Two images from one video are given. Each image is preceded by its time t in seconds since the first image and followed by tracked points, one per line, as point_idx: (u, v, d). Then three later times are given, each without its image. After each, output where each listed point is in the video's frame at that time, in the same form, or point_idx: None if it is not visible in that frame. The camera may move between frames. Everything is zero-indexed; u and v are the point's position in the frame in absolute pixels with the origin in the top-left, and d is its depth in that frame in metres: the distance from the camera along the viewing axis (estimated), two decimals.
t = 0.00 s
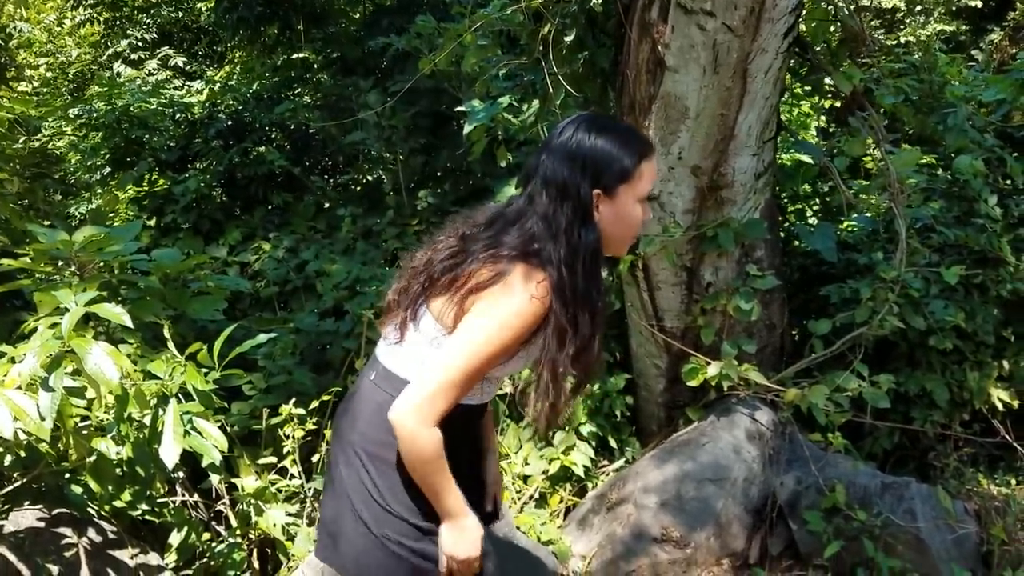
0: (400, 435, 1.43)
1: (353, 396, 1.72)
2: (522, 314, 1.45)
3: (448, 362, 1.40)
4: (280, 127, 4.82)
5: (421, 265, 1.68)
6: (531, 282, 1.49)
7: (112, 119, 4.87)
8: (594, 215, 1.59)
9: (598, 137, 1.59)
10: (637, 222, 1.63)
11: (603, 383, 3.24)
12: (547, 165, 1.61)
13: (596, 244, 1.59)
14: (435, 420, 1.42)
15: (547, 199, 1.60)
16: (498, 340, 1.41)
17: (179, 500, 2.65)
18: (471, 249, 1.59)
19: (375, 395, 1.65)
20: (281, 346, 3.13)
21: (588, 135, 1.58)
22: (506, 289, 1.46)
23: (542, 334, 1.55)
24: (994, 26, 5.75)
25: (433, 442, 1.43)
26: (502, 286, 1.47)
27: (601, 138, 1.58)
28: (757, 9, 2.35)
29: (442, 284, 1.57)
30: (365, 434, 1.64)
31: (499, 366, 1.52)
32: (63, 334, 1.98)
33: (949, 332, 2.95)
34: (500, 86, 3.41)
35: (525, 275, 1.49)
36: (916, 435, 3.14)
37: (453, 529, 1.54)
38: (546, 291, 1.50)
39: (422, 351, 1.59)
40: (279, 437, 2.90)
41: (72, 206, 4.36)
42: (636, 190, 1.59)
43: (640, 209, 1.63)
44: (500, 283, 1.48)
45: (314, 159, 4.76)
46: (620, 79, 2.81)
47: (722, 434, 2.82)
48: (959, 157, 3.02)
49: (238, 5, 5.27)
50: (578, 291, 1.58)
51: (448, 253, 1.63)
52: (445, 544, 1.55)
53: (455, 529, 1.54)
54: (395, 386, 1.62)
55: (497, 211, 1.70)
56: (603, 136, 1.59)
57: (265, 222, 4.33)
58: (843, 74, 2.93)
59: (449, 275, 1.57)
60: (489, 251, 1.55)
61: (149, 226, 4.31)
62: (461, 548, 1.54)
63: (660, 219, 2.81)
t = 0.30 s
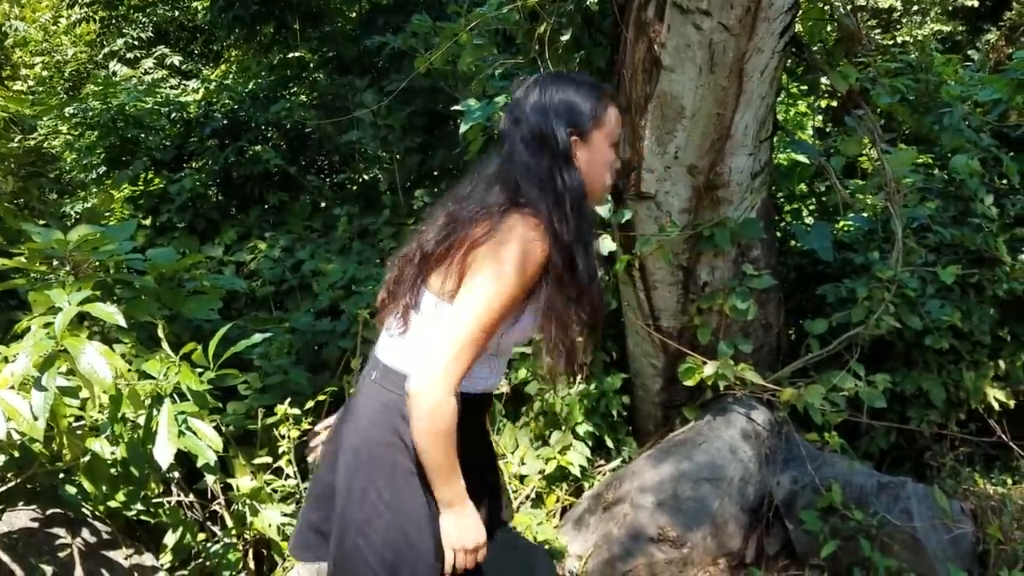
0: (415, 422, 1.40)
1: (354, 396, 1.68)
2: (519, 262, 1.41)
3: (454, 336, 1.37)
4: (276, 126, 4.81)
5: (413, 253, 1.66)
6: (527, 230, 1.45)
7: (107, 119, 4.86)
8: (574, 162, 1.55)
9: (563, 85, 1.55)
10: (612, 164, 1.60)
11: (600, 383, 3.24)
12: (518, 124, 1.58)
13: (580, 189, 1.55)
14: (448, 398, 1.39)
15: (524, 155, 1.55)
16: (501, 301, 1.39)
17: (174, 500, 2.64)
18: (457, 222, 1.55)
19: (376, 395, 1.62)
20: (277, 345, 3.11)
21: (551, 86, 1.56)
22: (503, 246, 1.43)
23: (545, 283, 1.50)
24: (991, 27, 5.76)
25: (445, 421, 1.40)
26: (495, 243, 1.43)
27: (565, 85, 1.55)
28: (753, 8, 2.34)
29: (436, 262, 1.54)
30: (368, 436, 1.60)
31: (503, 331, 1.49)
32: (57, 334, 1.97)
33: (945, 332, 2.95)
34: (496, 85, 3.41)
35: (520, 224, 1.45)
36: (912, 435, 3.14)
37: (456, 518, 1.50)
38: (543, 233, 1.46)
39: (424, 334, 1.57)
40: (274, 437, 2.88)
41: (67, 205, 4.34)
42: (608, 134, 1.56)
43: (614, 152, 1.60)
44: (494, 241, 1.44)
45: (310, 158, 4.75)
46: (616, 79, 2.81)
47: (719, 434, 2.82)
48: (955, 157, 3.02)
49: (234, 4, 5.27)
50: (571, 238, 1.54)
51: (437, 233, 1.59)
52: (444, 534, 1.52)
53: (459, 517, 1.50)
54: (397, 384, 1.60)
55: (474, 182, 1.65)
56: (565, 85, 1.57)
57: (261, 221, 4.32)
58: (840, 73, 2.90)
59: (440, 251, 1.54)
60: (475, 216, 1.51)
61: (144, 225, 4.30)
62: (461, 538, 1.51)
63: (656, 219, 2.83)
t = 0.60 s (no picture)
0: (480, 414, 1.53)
1: (404, 403, 1.76)
2: (515, 213, 1.53)
3: (497, 322, 1.52)
4: (275, 126, 4.79)
5: (411, 246, 1.77)
6: (517, 182, 1.56)
7: (107, 120, 4.87)
8: (524, 119, 1.66)
9: (502, 47, 1.67)
10: (559, 119, 1.71)
11: (599, 384, 3.25)
12: (466, 88, 1.68)
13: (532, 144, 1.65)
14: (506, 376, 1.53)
15: (478, 113, 1.66)
16: (516, 262, 1.53)
17: (175, 501, 2.66)
18: (439, 197, 1.66)
19: (433, 399, 1.72)
20: (277, 346, 3.11)
21: (490, 48, 1.67)
22: (499, 205, 1.54)
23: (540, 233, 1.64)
24: (990, 27, 5.78)
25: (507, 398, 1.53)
26: (486, 203, 1.55)
27: (506, 46, 1.66)
28: (753, 10, 2.34)
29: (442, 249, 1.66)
30: (441, 435, 1.71)
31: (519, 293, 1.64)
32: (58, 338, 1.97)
33: (944, 333, 2.97)
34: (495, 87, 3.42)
35: (503, 174, 1.57)
36: (911, 435, 3.16)
37: (505, 519, 1.54)
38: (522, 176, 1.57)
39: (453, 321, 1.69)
40: (275, 438, 2.89)
41: (67, 206, 4.35)
42: (551, 89, 1.68)
43: (558, 107, 1.71)
44: (485, 203, 1.55)
45: (310, 159, 4.76)
46: (617, 81, 2.82)
47: (719, 435, 2.83)
48: (954, 158, 3.03)
49: (234, 6, 5.29)
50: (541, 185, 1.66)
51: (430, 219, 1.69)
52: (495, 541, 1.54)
53: (507, 519, 1.54)
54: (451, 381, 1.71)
55: (436, 153, 1.76)
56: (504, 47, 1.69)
57: (261, 222, 4.32)
58: (838, 75, 2.90)
59: (441, 237, 1.66)
60: (454, 186, 1.62)
61: (144, 226, 4.31)
62: (505, 545, 1.53)
63: (656, 220, 2.83)
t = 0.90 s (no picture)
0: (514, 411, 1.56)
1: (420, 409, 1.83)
2: (497, 217, 1.54)
3: (502, 326, 1.55)
4: (274, 127, 4.79)
5: (409, 254, 1.81)
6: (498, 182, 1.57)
7: (106, 121, 4.87)
8: (501, 118, 1.68)
9: (475, 46, 1.67)
10: (537, 115, 1.72)
11: (598, 385, 3.27)
12: (443, 90, 1.70)
13: (510, 144, 1.67)
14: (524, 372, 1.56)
15: (456, 115, 1.67)
16: (509, 263, 1.55)
17: (174, 503, 2.66)
18: (426, 205, 1.69)
19: (445, 403, 1.77)
20: (276, 348, 3.12)
21: (463, 48, 1.68)
22: (482, 210, 1.54)
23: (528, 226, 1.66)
24: (986, 29, 5.79)
25: (535, 390, 1.56)
26: (468, 209, 1.56)
27: (479, 45, 1.67)
28: (751, 15, 2.35)
29: (435, 256, 1.69)
30: (452, 439, 1.75)
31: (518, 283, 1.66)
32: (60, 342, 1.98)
33: (941, 335, 2.98)
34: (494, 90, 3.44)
35: (481, 176, 1.57)
36: (908, 437, 3.17)
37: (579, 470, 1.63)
38: (500, 175, 1.58)
39: (454, 324, 1.73)
40: (275, 440, 2.90)
41: (66, 208, 4.36)
42: (526, 85, 1.68)
43: (536, 104, 1.73)
44: (467, 209, 1.56)
45: (309, 160, 4.77)
46: (615, 84, 2.83)
47: (717, 437, 2.84)
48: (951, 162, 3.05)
49: (232, 7, 5.30)
50: (523, 182, 1.68)
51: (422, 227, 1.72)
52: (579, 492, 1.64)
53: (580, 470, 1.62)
54: (461, 385, 1.76)
55: (421, 156, 1.78)
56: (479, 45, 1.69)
57: (260, 224, 4.33)
58: (835, 79, 2.91)
59: (432, 246, 1.68)
60: (437, 195, 1.64)
61: (143, 228, 4.32)
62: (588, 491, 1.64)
63: (654, 223, 2.85)
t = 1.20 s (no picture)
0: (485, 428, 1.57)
1: (416, 408, 1.84)
2: (487, 229, 1.55)
3: (484, 341, 1.55)
4: (274, 128, 4.80)
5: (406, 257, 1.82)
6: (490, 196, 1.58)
7: (106, 121, 4.86)
8: (504, 121, 1.67)
9: (481, 48, 1.65)
10: (542, 118, 1.71)
11: (598, 386, 3.27)
12: (446, 92, 1.69)
13: (511, 148, 1.68)
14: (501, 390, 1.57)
15: (457, 118, 1.67)
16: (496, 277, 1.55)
17: (175, 504, 2.66)
18: (423, 211, 1.70)
19: (440, 403, 1.77)
20: (276, 348, 3.11)
21: (467, 50, 1.66)
22: (471, 223, 1.56)
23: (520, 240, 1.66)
24: (986, 28, 5.79)
25: (506, 412, 1.57)
26: (458, 221, 1.58)
27: (484, 46, 1.66)
28: (752, 15, 2.35)
29: (427, 263, 1.70)
30: (444, 440, 1.76)
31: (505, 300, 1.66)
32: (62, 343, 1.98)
33: (942, 336, 2.98)
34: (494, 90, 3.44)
35: (474, 188, 1.59)
36: (908, 438, 3.17)
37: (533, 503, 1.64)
38: (492, 189, 1.59)
39: (444, 331, 1.73)
40: (275, 441, 2.90)
41: (65, 208, 4.35)
42: (532, 86, 1.67)
43: (541, 105, 1.71)
44: (458, 221, 1.58)
45: (309, 161, 4.76)
46: (616, 84, 2.83)
47: (718, 437, 2.84)
48: (951, 162, 3.05)
49: (232, 7, 5.30)
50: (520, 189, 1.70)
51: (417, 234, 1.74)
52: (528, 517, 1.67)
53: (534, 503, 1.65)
54: (455, 387, 1.76)
55: (422, 158, 1.78)
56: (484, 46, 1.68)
57: (259, 224, 4.33)
58: (835, 80, 2.91)
59: (425, 252, 1.70)
60: (433, 202, 1.65)
61: (143, 229, 4.31)
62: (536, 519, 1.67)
63: (654, 223, 2.84)
